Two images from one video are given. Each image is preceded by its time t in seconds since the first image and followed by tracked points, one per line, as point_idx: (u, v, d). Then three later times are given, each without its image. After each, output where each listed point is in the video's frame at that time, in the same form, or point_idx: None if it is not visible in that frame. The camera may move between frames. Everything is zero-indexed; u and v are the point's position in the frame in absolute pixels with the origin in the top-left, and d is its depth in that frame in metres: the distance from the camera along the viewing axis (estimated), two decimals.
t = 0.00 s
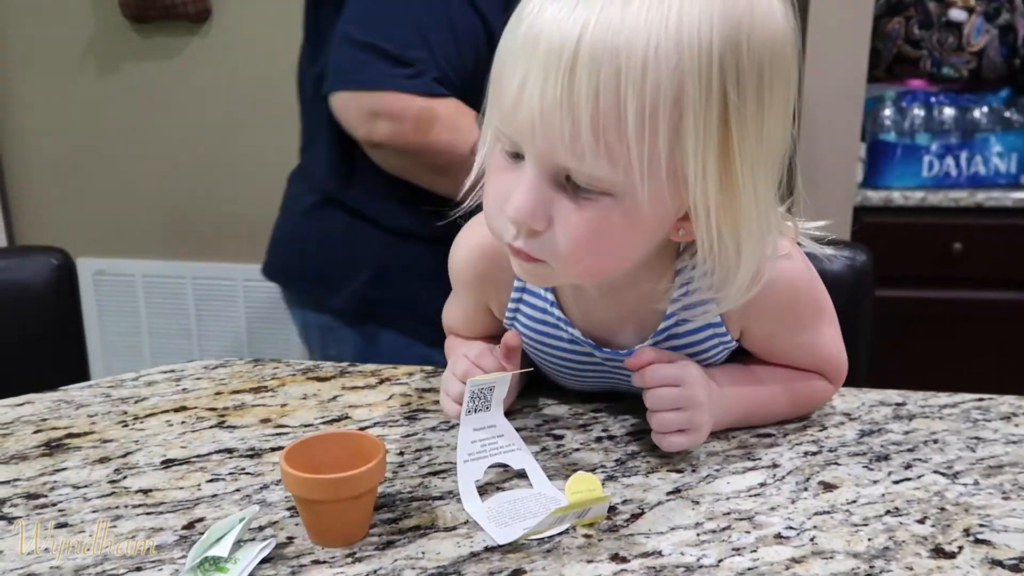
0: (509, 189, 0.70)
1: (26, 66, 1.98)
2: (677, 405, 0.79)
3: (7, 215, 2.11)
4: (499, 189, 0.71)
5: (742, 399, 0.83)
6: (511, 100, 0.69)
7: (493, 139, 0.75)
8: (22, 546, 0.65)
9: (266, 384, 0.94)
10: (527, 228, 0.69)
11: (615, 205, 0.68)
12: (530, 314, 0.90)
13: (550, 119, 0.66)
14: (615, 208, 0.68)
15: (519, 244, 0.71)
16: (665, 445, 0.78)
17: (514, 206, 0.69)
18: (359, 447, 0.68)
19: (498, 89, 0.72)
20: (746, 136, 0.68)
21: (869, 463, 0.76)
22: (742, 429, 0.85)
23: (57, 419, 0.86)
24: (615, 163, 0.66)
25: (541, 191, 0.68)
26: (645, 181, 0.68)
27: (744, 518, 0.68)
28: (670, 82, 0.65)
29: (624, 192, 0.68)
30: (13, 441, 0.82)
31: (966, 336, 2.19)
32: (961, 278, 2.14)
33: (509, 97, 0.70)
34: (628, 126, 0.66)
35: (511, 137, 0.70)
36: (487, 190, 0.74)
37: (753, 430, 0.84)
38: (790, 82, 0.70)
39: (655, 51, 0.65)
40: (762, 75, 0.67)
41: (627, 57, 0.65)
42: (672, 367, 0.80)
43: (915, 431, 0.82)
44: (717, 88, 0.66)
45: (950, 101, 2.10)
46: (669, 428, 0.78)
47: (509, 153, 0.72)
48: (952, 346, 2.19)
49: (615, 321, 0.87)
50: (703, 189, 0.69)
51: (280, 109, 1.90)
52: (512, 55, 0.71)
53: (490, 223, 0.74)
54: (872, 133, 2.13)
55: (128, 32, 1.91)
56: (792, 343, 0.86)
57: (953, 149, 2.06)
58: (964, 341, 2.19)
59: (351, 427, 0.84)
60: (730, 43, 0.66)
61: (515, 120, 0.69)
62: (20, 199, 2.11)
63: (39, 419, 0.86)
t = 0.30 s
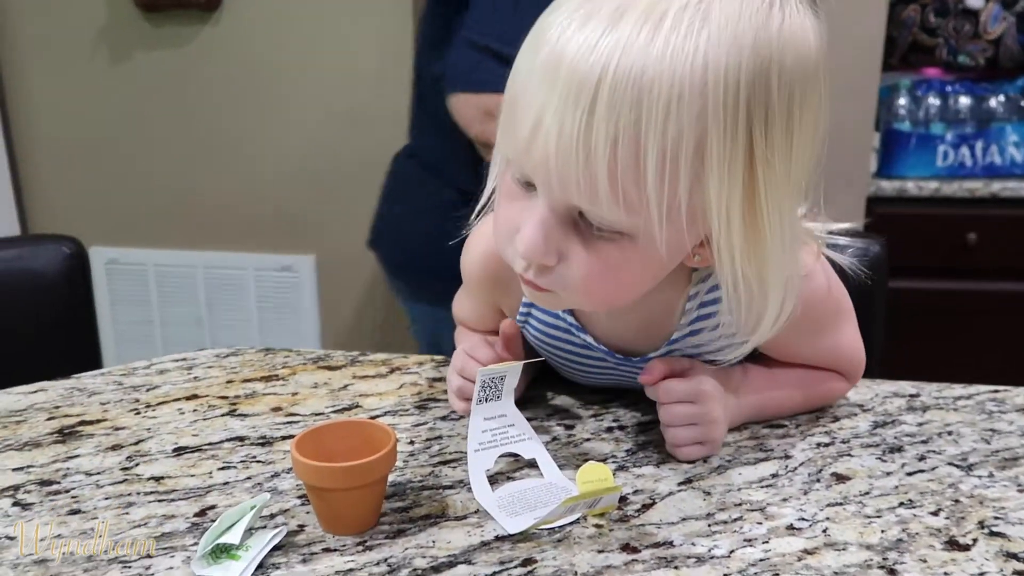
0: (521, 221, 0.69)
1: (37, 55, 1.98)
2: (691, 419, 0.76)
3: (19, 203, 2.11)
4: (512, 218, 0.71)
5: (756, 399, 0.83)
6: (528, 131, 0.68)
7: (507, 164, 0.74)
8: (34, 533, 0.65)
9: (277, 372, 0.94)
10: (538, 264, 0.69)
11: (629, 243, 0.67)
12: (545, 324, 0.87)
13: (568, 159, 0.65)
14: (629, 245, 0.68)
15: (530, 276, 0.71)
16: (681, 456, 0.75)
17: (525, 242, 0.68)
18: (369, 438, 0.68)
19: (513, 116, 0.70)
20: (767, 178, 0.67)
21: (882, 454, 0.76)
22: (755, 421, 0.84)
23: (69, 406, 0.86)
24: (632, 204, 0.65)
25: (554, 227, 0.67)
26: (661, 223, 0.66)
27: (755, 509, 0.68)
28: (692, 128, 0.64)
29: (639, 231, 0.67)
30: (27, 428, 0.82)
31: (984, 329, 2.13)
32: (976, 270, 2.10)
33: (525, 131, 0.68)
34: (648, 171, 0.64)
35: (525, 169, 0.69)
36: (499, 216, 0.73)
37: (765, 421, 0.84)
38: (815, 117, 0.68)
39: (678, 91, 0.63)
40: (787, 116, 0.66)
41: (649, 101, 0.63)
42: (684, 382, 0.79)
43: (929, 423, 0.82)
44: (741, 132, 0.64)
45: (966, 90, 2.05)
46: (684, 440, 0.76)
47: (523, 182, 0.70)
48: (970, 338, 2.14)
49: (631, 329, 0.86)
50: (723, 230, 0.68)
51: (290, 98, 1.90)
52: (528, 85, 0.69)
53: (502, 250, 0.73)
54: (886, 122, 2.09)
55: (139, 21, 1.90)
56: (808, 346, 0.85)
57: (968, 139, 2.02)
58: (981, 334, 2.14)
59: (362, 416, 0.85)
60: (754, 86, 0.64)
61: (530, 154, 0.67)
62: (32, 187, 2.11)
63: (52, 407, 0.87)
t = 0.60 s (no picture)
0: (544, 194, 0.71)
1: (40, 51, 1.98)
2: (689, 415, 0.76)
3: (22, 197, 2.11)
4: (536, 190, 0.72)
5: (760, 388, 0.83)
6: (552, 106, 0.68)
7: (526, 138, 0.74)
8: (37, 528, 0.66)
9: (280, 369, 0.94)
10: (562, 234, 0.70)
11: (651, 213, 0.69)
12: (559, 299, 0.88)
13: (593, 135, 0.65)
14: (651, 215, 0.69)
15: (554, 247, 0.72)
16: (689, 451, 0.75)
17: (550, 214, 0.69)
18: (371, 434, 0.68)
19: (537, 90, 0.71)
20: (790, 153, 0.67)
21: (885, 452, 0.76)
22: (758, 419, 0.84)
23: (73, 402, 0.86)
24: (654, 178, 0.66)
25: (576, 200, 0.69)
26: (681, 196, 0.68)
27: (758, 507, 0.68)
28: (714, 103, 0.63)
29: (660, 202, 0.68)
30: (31, 424, 0.82)
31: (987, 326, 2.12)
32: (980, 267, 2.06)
33: (549, 106, 0.69)
34: (670, 145, 0.65)
35: (547, 144, 0.70)
36: (523, 188, 0.75)
37: (767, 419, 0.84)
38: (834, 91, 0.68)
39: (700, 69, 0.63)
40: (809, 91, 0.65)
41: (671, 75, 0.63)
42: (673, 383, 0.78)
43: (933, 421, 0.81)
44: (761, 106, 0.64)
45: (970, 87, 2.03)
46: (689, 441, 0.76)
47: (545, 155, 0.71)
48: (973, 335, 2.14)
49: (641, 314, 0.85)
50: (746, 204, 0.68)
51: (293, 94, 1.90)
52: (552, 60, 0.69)
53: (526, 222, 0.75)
54: (891, 120, 2.06)
55: (142, 17, 1.90)
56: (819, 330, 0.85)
57: (973, 136, 1.97)
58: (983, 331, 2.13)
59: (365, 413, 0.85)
60: (774, 58, 0.63)
61: (553, 129, 0.68)
62: (35, 182, 2.11)
63: (56, 402, 0.87)
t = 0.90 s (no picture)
0: (568, 126, 0.79)
1: (43, 46, 1.98)
2: (659, 415, 0.78)
3: (25, 192, 2.11)
4: (558, 127, 0.80)
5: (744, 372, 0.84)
6: (565, 46, 0.76)
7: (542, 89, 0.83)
8: (39, 522, 0.66)
9: (282, 364, 0.94)
10: (587, 156, 0.78)
11: (665, 126, 0.77)
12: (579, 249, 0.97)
13: (608, 60, 0.74)
14: (665, 128, 0.78)
15: (580, 172, 0.80)
16: (677, 447, 0.75)
17: (576, 137, 0.77)
18: (370, 428, 0.68)
19: (551, 39, 0.79)
20: (772, 59, 0.78)
21: (889, 449, 0.76)
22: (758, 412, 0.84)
23: (76, 397, 0.86)
24: (665, 89, 0.75)
25: (599, 121, 0.77)
26: (687, 106, 0.77)
27: (761, 503, 0.67)
28: (705, 25, 0.74)
29: (671, 114, 0.77)
30: (34, 418, 0.83)
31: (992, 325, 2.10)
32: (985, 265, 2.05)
33: (560, 44, 0.77)
34: (673, 59, 0.74)
35: (565, 82, 0.78)
36: (545, 132, 0.82)
37: (769, 414, 0.84)
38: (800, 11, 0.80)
39: None
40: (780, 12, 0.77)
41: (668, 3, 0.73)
42: (637, 389, 0.82)
43: (936, 418, 0.81)
44: (743, 27, 0.75)
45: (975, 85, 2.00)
46: (672, 434, 0.76)
47: (562, 96, 0.80)
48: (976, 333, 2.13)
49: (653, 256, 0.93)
50: (734, 112, 0.79)
51: (297, 90, 1.90)
52: (559, 8, 0.78)
53: (549, 160, 0.82)
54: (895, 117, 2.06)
55: (145, 13, 1.90)
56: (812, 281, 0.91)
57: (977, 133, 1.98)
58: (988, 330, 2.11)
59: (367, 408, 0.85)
60: None
61: (570, 64, 0.76)
62: (39, 177, 2.11)
63: (59, 397, 0.87)
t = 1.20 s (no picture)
0: (587, 106, 0.78)
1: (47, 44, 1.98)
2: (664, 416, 0.78)
3: (29, 190, 2.12)
4: (575, 107, 0.79)
5: (749, 376, 0.84)
6: (590, 25, 0.76)
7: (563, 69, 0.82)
8: (44, 518, 0.66)
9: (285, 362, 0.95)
10: (602, 138, 0.77)
11: (684, 116, 0.77)
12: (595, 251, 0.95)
13: (635, 42, 0.73)
14: (685, 118, 0.77)
15: (594, 154, 0.79)
16: (682, 447, 0.75)
17: (593, 118, 0.76)
18: (371, 427, 0.68)
19: (577, 19, 0.78)
20: (795, 56, 0.79)
21: (892, 448, 0.76)
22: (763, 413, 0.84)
23: (80, 394, 0.87)
24: (688, 78, 0.75)
25: (619, 104, 0.76)
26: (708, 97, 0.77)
27: (764, 502, 0.67)
28: (736, 13, 0.75)
29: (691, 104, 0.77)
30: (38, 415, 0.83)
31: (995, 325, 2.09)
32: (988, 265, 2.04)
33: (589, 24, 0.76)
34: (702, 47, 0.74)
35: (588, 62, 0.77)
36: (562, 113, 0.81)
37: (773, 414, 0.84)
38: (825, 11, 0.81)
39: None
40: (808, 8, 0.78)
41: None
42: (644, 386, 0.81)
43: (939, 417, 0.81)
44: (771, 20, 0.76)
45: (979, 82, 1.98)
46: (678, 434, 0.76)
47: (582, 78, 0.79)
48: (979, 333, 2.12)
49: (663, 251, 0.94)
50: (757, 103, 0.80)
51: (300, 89, 1.90)
52: None
53: (564, 139, 0.81)
54: (898, 116, 2.04)
55: (149, 11, 1.90)
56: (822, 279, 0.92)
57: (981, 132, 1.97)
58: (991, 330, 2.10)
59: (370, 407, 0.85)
60: None
61: (595, 44, 0.76)
62: (43, 175, 2.11)
63: (63, 394, 0.87)
